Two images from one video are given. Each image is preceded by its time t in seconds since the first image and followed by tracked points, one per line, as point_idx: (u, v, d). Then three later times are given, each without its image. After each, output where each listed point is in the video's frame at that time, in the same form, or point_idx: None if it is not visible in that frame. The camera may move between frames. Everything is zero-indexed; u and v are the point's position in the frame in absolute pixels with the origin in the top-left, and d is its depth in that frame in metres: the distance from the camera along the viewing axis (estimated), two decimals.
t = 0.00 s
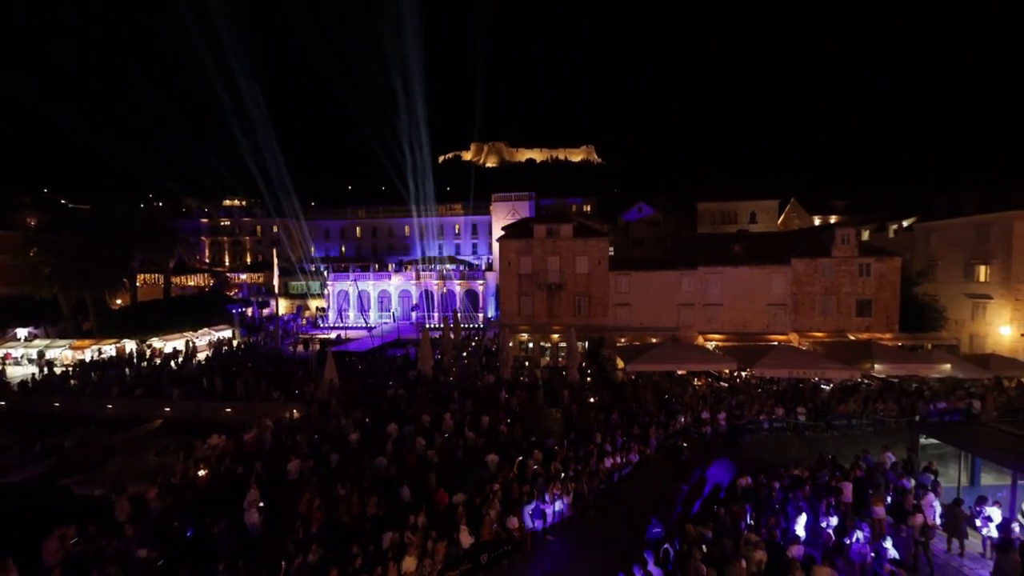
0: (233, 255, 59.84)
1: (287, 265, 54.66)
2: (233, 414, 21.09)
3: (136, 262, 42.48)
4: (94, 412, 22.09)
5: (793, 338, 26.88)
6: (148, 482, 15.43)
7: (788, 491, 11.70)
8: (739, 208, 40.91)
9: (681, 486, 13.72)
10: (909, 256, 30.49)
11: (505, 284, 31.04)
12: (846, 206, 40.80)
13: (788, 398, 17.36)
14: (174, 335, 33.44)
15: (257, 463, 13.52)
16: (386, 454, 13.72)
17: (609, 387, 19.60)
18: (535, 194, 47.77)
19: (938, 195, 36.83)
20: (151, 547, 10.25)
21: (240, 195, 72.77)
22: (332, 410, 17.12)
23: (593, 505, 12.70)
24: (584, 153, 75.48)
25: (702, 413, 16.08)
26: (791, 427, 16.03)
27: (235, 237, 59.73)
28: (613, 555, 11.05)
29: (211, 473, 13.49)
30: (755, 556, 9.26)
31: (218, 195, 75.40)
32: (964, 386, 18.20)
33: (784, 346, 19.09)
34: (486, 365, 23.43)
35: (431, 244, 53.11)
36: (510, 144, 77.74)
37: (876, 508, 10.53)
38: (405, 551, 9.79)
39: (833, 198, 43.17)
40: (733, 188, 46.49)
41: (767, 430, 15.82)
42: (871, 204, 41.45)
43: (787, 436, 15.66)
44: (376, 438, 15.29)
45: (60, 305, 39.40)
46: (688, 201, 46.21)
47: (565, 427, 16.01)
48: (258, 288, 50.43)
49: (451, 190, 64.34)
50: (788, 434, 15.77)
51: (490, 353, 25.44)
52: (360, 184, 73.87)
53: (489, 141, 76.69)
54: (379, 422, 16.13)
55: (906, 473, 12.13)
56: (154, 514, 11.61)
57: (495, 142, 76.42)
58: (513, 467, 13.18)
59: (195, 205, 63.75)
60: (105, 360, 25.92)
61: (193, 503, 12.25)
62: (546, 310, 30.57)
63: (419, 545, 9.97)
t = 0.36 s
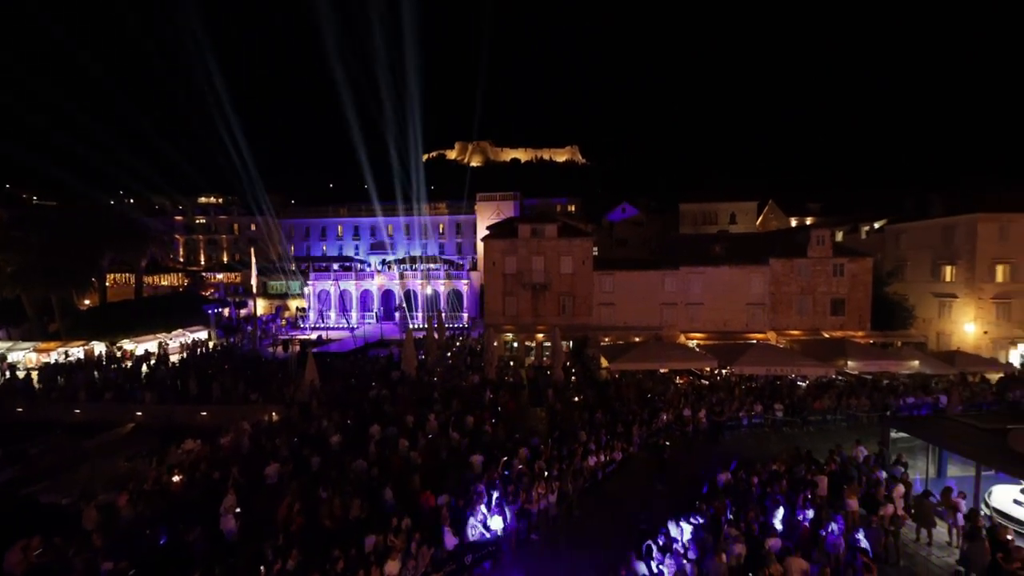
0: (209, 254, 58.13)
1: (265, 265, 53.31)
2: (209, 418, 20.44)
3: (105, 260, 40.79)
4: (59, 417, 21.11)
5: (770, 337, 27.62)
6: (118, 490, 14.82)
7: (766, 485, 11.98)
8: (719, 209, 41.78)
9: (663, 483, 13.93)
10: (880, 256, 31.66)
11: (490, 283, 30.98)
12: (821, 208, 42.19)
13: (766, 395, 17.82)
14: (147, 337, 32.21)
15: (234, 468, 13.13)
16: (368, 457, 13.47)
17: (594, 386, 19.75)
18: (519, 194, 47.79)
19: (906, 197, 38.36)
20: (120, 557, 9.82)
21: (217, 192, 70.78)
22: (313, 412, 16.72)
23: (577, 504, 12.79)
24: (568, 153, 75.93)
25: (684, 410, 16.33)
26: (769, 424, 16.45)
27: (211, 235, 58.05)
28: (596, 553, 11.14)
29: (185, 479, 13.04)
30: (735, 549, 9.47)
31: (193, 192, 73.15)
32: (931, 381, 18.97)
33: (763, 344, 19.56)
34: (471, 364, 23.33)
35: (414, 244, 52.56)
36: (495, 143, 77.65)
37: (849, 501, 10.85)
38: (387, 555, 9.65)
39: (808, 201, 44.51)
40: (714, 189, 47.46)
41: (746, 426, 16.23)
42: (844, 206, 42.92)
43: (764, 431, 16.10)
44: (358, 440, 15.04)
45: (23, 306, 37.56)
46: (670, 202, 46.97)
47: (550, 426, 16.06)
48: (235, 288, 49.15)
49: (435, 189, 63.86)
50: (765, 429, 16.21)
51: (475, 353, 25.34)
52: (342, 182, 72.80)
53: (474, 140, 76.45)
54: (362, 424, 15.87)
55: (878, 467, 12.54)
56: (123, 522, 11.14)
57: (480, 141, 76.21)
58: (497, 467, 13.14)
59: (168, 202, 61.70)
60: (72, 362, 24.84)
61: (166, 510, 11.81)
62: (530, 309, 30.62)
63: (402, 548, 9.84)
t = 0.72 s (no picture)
0: (182, 252, 56.21)
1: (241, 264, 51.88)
2: (182, 422, 19.72)
3: (70, 258, 39.01)
4: (19, 422, 20.08)
5: (748, 334, 28.35)
6: (83, 498, 14.17)
7: (743, 479, 12.28)
8: (700, 209, 42.61)
9: (644, 479, 14.15)
10: (851, 256, 32.91)
11: (474, 283, 30.85)
12: (796, 210, 43.48)
13: (744, 390, 18.28)
14: (115, 339, 30.81)
15: (209, 473, 12.72)
16: (348, 459, 13.24)
17: (577, 384, 19.89)
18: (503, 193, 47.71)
19: (875, 200, 39.89)
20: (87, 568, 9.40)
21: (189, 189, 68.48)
22: (292, 414, 16.32)
23: (561, 501, 12.87)
24: (552, 153, 76.17)
25: (665, 407, 16.61)
26: (747, 419, 16.91)
27: (183, 232, 56.09)
28: (578, 550, 11.29)
29: (156, 485, 12.56)
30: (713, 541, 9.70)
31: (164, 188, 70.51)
32: (899, 376, 19.78)
33: (741, 342, 20.05)
34: (454, 364, 23.19)
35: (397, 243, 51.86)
36: (479, 142, 77.29)
37: (821, 492, 11.22)
38: (369, 558, 9.51)
39: (784, 202, 45.80)
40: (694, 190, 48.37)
41: (725, 422, 16.62)
42: (818, 208, 44.36)
43: (741, 427, 16.52)
44: (338, 443, 14.75)
45: None
46: (652, 202, 47.65)
47: (534, 425, 16.10)
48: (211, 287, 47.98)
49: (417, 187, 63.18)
50: (742, 425, 16.65)
51: (458, 353, 25.19)
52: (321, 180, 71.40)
53: (457, 138, 75.92)
54: (342, 426, 15.58)
55: (848, 459, 13.01)
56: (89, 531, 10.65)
57: (463, 139, 75.73)
58: (481, 467, 13.09)
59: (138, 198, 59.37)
60: (34, 365, 23.65)
61: (136, 518, 11.36)
62: (514, 309, 30.63)
63: (384, 550, 9.71)
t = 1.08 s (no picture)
0: (159, 251, 54.74)
1: (220, 262, 50.68)
2: (159, 425, 19.08)
3: (40, 255, 37.65)
4: None
5: (730, 333, 28.84)
6: (52, 505, 13.55)
7: (726, 475, 12.41)
8: (684, 210, 43.21)
9: (630, 476, 14.26)
10: (830, 256, 33.78)
11: (460, 282, 30.66)
12: (776, 211, 44.49)
13: (726, 388, 18.59)
14: (88, 339, 29.62)
15: (187, 476, 12.31)
16: (332, 461, 12.97)
17: (563, 383, 19.91)
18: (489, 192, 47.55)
19: (851, 202, 41.09)
20: None
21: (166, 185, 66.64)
22: (274, 415, 15.93)
23: (547, 501, 12.84)
24: (538, 152, 76.35)
25: (650, 405, 16.75)
26: (729, 416, 17.18)
27: (161, 230, 54.74)
28: (565, 549, 11.28)
29: (131, 490, 12.08)
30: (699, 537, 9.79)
31: (139, 185, 68.41)
32: (875, 373, 20.36)
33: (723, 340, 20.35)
34: (440, 364, 22.99)
35: (381, 242, 51.16)
36: (465, 140, 76.92)
37: (802, 487, 11.44)
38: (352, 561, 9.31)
39: (765, 203, 46.81)
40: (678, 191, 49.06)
41: (709, 419, 16.94)
42: (797, 209, 45.49)
43: (725, 424, 16.85)
44: (321, 445, 14.42)
45: None
46: (637, 203, 48.13)
47: (521, 424, 16.03)
48: (189, 286, 47.10)
49: (403, 185, 62.56)
50: (725, 422, 16.98)
51: (444, 352, 25.00)
52: (304, 178, 70.21)
53: (443, 136, 75.45)
54: (326, 428, 15.26)
55: (827, 455, 13.36)
56: (60, 538, 10.18)
57: (449, 138, 75.27)
58: (467, 467, 12.98)
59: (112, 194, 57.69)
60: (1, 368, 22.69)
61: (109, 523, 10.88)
62: (500, 308, 30.56)
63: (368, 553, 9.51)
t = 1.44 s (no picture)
0: (127, 249, 52.59)
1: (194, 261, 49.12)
2: (128, 431, 18.41)
3: None
4: None
5: (711, 332, 29.48)
6: (12, 517, 12.91)
7: (707, 472, 12.67)
8: (666, 211, 43.99)
9: (614, 474, 14.44)
10: (805, 256, 34.87)
11: (444, 282, 30.50)
12: (754, 213, 45.73)
13: (707, 384, 19.05)
14: (50, 341, 28.27)
15: (159, 483, 11.88)
16: (314, 464, 12.73)
17: (548, 383, 20.01)
18: (474, 191, 47.40)
19: (825, 204, 42.51)
20: None
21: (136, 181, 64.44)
22: (252, 419, 15.54)
23: (532, 500, 12.89)
24: (523, 152, 76.45)
25: (634, 404, 16.99)
26: (710, 413, 17.66)
27: (129, 227, 52.61)
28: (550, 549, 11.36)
29: (98, 499, 11.58)
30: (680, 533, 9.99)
31: (109, 181, 66.08)
32: (847, 369, 21.12)
33: (704, 339, 20.81)
34: (424, 365, 22.83)
35: (364, 241, 50.42)
36: (450, 139, 76.45)
37: (780, 481, 11.76)
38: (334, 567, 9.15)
39: (744, 205, 48.00)
40: (661, 192, 49.89)
41: (690, 416, 17.38)
42: (774, 211, 46.83)
43: (705, 421, 17.28)
44: (302, 449, 14.13)
45: None
46: (620, 203, 48.72)
47: (505, 424, 16.01)
48: (160, 286, 45.49)
49: (386, 184, 61.81)
50: (706, 419, 17.42)
51: (428, 353, 24.83)
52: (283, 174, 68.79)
53: (427, 135, 74.86)
54: (306, 432, 14.96)
55: (802, 449, 13.82)
56: (20, 552, 9.70)
57: (433, 136, 74.72)
58: (452, 468, 12.93)
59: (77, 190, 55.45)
60: None
61: (74, 535, 10.42)
62: (485, 308, 30.53)
63: (351, 558, 9.36)
